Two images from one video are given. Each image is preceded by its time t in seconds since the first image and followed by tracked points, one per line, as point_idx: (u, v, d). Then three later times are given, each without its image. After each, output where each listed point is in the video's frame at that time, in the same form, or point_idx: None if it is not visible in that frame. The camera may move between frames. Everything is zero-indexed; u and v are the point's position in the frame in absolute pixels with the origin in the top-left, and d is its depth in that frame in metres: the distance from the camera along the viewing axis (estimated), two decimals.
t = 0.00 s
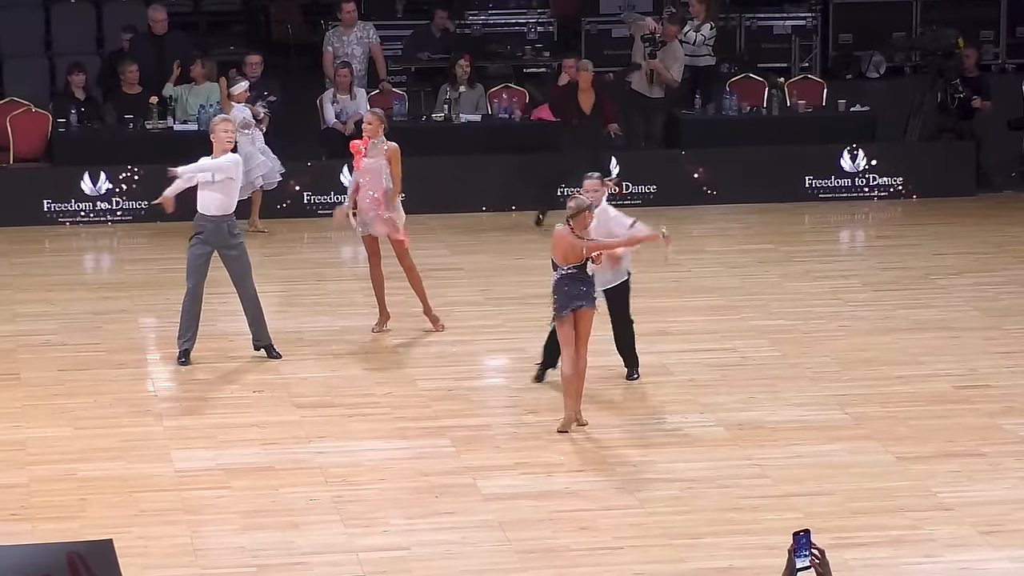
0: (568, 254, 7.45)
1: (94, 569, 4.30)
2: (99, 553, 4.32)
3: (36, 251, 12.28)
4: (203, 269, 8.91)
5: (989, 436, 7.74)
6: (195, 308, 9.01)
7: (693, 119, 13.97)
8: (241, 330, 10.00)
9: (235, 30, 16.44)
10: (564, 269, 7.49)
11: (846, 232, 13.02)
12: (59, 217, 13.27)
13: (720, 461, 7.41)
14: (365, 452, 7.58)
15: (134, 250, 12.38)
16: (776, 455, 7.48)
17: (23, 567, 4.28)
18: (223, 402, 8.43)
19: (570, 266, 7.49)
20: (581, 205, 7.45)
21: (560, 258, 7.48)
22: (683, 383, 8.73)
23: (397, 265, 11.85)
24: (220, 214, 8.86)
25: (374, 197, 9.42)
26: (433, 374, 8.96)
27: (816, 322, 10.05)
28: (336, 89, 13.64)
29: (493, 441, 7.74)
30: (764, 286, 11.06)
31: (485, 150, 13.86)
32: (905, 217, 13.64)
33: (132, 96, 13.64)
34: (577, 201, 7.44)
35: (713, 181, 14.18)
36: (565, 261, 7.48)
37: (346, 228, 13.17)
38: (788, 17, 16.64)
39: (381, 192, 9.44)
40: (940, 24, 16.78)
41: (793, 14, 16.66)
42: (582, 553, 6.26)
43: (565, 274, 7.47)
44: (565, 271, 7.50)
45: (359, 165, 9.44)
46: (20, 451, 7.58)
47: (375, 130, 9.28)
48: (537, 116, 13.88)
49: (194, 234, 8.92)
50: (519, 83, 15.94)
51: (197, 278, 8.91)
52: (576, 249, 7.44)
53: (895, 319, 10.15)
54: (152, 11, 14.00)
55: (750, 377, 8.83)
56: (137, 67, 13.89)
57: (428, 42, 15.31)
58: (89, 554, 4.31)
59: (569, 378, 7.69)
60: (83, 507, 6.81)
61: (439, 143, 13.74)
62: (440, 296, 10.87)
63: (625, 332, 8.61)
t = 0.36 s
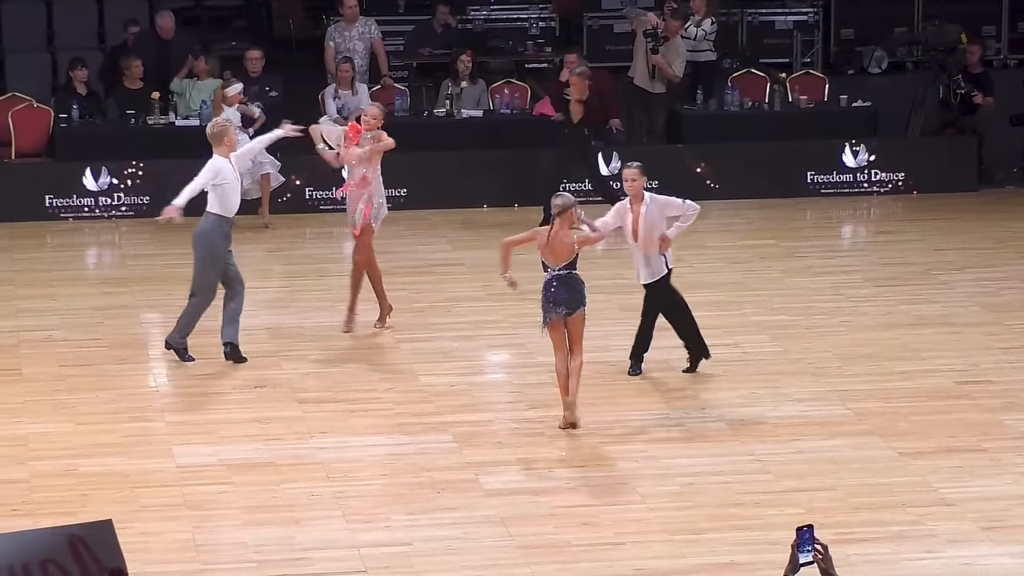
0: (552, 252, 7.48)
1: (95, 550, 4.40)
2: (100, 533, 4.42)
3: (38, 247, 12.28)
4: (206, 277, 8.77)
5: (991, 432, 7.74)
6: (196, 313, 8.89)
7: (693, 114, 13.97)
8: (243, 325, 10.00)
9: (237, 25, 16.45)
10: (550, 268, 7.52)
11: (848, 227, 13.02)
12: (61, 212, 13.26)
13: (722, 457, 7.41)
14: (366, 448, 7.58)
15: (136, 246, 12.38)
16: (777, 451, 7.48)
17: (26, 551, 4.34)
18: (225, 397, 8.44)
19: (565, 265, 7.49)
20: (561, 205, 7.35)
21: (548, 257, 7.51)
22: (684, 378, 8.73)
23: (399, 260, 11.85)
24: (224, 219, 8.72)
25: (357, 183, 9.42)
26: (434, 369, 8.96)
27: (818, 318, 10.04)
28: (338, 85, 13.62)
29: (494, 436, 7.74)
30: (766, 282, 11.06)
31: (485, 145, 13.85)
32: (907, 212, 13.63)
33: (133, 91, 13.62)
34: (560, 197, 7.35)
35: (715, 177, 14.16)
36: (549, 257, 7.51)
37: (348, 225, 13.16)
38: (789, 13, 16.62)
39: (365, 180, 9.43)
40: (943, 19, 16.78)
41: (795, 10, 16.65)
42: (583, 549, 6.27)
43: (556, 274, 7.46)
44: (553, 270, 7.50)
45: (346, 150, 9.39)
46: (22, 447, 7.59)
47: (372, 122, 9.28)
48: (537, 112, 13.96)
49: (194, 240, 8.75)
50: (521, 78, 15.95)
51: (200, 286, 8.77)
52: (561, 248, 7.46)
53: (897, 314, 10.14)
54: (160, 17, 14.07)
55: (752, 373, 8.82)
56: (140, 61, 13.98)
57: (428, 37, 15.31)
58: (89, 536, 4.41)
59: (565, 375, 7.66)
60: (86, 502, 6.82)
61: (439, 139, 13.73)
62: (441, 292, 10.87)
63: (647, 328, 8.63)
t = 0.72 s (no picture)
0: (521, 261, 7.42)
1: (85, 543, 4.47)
2: (92, 529, 4.48)
3: (28, 250, 12.26)
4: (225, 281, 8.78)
5: (980, 433, 7.74)
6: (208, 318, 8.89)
7: (683, 116, 13.98)
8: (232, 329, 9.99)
9: (228, 28, 16.47)
10: (519, 282, 7.44)
11: (838, 229, 13.03)
12: (51, 215, 13.21)
13: (711, 459, 7.41)
14: (356, 451, 7.57)
15: (125, 249, 12.36)
16: (767, 453, 7.49)
17: (21, 554, 4.47)
18: (215, 400, 8.42)
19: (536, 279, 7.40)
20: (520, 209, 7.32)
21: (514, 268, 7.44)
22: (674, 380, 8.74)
23: (389, 263, 11.84)
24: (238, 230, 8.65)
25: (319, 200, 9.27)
26: (424, 372, 8.95)
27: (807, 320, 10.05)
28: (327, 87, 13.58)
29: (484, 439, 7.74)
30: (755, 284, 11.07)
31: (475, 148, 13.83)
32: (896, 214, 13.63)
33: (123, 93, 13.57)
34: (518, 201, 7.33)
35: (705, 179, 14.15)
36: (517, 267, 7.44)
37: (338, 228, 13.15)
38: (779, 15, 16.59)
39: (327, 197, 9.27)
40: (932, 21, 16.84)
41: (785, 12, 16.62)
42: (573, 551, 6.26)
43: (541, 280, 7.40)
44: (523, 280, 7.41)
45: (312, 168, 9.30)
46: (11, 450, 7.57)
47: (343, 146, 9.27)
48: (527, 113, 13.97)
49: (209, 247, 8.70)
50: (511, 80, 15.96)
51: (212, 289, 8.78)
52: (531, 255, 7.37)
53: (887, 316, 10.16)
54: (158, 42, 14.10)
55: (742, 374, 8.83)
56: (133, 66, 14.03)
57: (419, 39, 15.31)
58: (81, 532, 4.49)
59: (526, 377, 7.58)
60: (75, 505, 6.80)
61: (429, 142, 13.71)
62: (431, 294, 10.86)
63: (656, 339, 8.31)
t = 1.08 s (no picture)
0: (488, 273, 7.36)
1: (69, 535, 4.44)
2: (76, 520, 4.45)
3: (13, 250, 12.21)
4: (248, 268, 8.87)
5: (964, 434, 7.76)
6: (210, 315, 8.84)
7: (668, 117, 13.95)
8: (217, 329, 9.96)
9: (212, 28, 16.41)
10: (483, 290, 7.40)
11: (823, 229, 13.07)
12: (35, 216, 13.16)
13: (696, 459, 7.42)
14: (339, 451, 7.56)
15: (110, 249, 12.32)
16: (752, 454, 7.49)
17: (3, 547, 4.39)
18: (200, 401, 8.40)
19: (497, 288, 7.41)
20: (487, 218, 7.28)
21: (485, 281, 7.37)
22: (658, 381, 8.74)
23: (374, 263, 11.82)
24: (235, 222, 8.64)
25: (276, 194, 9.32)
26: (408, 372, 8.94)
27: (792, 320, 10.07)
28: (311, 87, 13.54)
29: (469, 440, 7.73)
30: (740, 285, 11.08)
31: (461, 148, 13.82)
32: (880, 215, 13.66)
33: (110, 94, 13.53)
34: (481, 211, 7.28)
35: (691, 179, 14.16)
36: (480, 281, 7.39)
37: (322, 228, 13.12)
38: (763, 16, 16.68)
39: (285, 189, 9.33)
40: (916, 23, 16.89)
41: (769, 13, 16.70)
42: (558, 552, 6.26)
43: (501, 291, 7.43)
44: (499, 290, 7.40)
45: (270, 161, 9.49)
46: None
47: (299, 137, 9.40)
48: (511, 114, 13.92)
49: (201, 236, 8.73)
50: (495, 81, 15.98)
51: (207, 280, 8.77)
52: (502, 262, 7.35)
53: (871, 316, 10.18)
54: (143, 47, 14.04)
55: (726, 375, 8.84)
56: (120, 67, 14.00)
57: (404, 40, 15.28)
58: (64, 524, 4.45)
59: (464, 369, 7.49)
60: (60, 506, 6.77)
61: (414, 142, 13.69)
62: (414, 295, 10.85)
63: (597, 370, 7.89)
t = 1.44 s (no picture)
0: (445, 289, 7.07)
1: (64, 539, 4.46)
2: (70, 523, 4.47)
3: (10, 248, 12.21)
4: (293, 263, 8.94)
5: (962, 432, 7.77)
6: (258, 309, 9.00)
7: (666, 115, 13.93)
8: (214, 327, 9.95)
9: (208, 27, 16.39)
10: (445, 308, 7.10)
11: (821, 227, 13.08)
12: (33, 214, 13.16)
13: (694, 457, 7.42)
14: (337, 449, 7.56)
15: (108, 247, 12.32)
16: (751, 451, 7.50)
17: None
18: (197, 399, 8.39)
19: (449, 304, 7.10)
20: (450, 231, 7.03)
21: (446, 296, 7.05)
22: (656, 378, 8.74)
23: (372, 261, 11.82)
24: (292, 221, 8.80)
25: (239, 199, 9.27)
26: (407, 370, 8.94)
27: (790, 318, 10.07)
28: (310, 85, 13.53)
29: (467, 438, 7.73)
30: (738, 283, 11.08)
31: (460, 146, 13.79)
32: (879, 213, 13.67)
33: (109, 91, 13.60)
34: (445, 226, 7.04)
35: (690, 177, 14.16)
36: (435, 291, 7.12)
37: (320, 226, 13.11)
38: (761, 14, 16.69)
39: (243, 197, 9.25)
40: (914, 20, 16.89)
41: (766, 11, 16.72)
42: (556, 550, 6.26)
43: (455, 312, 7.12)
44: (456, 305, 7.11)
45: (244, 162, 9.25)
46: None
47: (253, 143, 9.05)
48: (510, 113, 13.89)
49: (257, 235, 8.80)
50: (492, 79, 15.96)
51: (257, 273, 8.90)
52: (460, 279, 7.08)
53: (869, 315, 10.19)
54: (143, 53, 13.88)
55: (724, 373, 8.84)
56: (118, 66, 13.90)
57: (402, 38, 15.26)
58: (59, 527, 4.47)
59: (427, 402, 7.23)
60: (58, 504, 6.77)
61: (412, 141, 13.68)
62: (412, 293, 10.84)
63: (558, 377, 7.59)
